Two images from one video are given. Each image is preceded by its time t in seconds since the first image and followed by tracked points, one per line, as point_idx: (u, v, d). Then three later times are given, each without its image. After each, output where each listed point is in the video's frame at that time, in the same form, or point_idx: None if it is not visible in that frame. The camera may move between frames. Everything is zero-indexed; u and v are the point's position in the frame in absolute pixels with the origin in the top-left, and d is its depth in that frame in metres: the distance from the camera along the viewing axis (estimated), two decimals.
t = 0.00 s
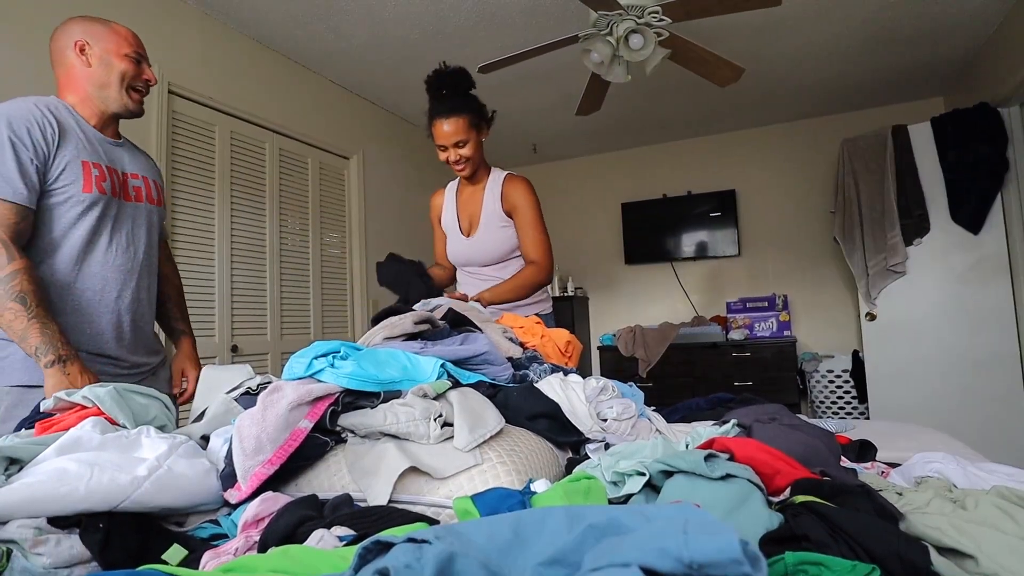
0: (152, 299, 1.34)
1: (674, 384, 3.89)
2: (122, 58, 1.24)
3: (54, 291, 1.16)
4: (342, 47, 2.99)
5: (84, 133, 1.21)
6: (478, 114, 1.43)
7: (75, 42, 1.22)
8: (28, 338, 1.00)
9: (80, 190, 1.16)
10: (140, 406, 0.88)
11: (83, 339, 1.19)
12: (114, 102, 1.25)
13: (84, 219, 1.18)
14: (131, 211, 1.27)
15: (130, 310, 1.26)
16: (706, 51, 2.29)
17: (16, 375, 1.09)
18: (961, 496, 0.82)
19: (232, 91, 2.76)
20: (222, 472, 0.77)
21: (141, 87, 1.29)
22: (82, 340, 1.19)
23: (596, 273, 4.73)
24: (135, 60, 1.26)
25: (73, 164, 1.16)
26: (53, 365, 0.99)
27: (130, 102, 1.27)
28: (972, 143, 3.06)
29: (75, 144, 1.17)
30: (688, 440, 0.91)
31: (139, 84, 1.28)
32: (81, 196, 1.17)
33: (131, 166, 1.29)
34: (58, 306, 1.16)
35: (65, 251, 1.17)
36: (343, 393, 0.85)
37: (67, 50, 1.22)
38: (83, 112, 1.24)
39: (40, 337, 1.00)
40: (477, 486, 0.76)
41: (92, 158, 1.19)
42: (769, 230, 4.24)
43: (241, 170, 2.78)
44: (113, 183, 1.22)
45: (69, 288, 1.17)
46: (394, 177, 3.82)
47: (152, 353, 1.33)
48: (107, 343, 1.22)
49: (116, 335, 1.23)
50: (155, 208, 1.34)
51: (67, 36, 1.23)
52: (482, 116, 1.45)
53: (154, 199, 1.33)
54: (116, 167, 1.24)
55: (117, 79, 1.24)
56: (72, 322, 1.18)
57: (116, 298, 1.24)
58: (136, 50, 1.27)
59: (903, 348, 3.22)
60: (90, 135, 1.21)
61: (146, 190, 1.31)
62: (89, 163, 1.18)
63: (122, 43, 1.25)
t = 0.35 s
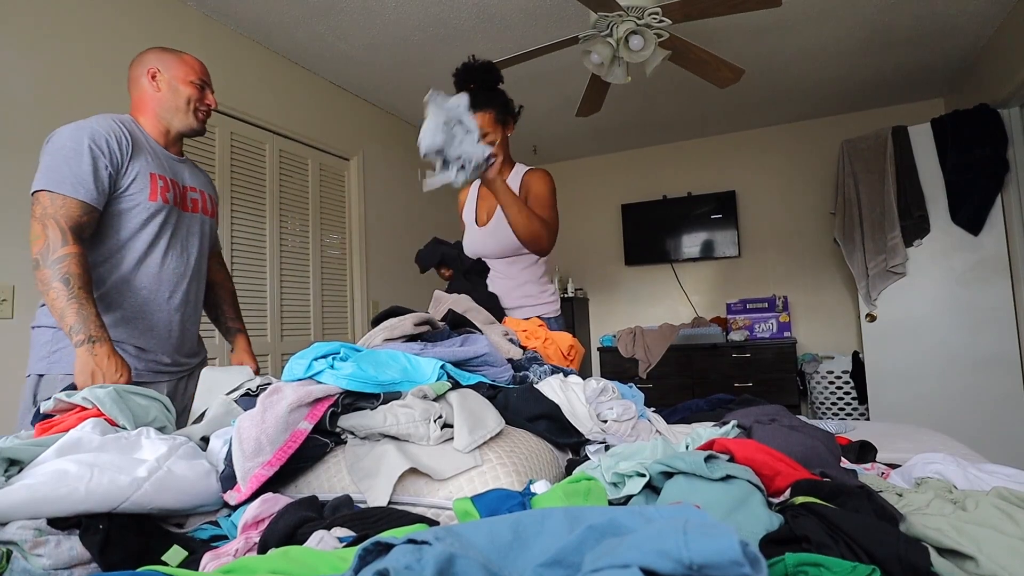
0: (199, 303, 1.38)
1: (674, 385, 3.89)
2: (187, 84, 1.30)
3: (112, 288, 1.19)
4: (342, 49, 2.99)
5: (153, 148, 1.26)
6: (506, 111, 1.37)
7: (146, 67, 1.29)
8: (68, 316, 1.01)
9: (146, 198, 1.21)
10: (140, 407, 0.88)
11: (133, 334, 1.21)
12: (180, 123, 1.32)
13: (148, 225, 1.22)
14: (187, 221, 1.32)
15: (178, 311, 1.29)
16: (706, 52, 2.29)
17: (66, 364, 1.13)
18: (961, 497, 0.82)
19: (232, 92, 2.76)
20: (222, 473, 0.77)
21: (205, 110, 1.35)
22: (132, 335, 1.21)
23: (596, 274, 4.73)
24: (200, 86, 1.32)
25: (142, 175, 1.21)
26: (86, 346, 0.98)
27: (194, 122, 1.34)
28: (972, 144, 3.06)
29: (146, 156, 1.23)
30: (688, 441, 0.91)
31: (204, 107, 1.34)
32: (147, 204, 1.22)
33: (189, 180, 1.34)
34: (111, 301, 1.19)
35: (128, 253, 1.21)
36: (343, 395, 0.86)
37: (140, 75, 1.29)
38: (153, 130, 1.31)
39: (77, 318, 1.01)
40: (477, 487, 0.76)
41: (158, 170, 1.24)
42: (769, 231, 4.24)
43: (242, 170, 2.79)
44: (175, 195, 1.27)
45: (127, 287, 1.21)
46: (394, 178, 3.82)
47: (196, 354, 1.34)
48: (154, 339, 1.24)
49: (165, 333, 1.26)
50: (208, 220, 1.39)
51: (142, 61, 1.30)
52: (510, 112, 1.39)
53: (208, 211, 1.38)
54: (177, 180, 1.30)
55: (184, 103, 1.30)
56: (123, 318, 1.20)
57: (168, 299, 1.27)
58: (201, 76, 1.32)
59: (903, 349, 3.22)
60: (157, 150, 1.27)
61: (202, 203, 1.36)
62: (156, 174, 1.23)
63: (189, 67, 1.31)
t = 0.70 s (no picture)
0: (230, 303, 1.36)
1: (674, 385, 3.89)
2: (217, 97, 1.31)
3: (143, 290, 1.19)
4: (342, 48, 2.99)
5: (184, 155, 1.26)
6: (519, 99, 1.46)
7: (179, 80, 1.31)
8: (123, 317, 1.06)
9: (175, 202, 1.20)
10: (140, 407, 0.88)
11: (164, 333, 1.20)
12: (209, 135, 1.33)
13: (176, 228, 1.22)
14: (217, 224, 1.30)
15: (207, 311, 1.27)
16: (705, 52, 2.29)
17: (99, 353, 1.12)
18: (961, 497, 0.82)
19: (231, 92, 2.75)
20: (221, 472, 0.77)
21: (234, 123, 1.35)
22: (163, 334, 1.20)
23: (596, 273, 4.73)
24: (229, 99, 1.33)
25: (171, 179, 1.21)
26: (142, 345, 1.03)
27: (223, 134, 1.35)
28: (972, 143, 3.06)
29: (175, 162, 1.22)
30: (687, 440, 0.91)
31: (233, 120, 1.35)
32: (175, 207, 1.21)
33: (221, 186, 1.33)
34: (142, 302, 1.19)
35: (159, 258, 1.21)
36: (343, 394, 0.85)
37: (173, 87, 1.31)
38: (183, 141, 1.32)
39: (132, 319, 1.06)
40: (477, 487, 0.76)
41: (187, 175, 1.24)
42: (769, 231, 4.24)
43: (242, 170, 2.78)
44: (203, 199, 1.26)
45: (158, 288, 1.21)
46: (394, 178, 3.82)
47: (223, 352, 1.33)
48: (184, 339, 1.24)
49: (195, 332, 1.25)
50: (238, 223, 1.36)
51: (177, 74, 1.32)
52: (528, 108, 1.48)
53: (238, 214, 1.36)
54: (206, 184, 1.28)
55: (213, 115, 1.31)
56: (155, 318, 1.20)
57: (196, 300, 1.25)
58: (232, 90, 1.34)
59: (903, 349, 3.22)
60: (188, 157, 1.27)
61: (231, 207, 1.34)
62: (184, 179, 1.23)
63: (220, 81, 1.32)
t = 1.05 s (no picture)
0: (237, 302, 1.35)
1: (674, 385, 3.89)
2: (219, 98, 1.31)
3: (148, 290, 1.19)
4: (342, 49, 2.99)
5: (188, 156, 1.26)
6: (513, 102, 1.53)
7: (182, 84, 1.31)
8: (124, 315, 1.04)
9: (179, 203, 1.21)
10: (140, 407, 0.88)
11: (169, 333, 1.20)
12: (215, 136, 1.33)
13: (181, 228, 1.21)
14: (221, 224, 1.30)
15: (214, 310, 1.27)
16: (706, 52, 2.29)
17: (108, 352, 1.12)
18: (961, 497, 0.82)
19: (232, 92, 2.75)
20: (221, 473, 0.77)
21: (238, 122, 1.35)
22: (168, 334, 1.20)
23: (596, 274, 4.73)
24: (231, 98, 1.33)
25: (175, 180, 1.21)
26: (142, 344, 1.01)
27: (229, 134, 1.35)
28: (972, 144, 3.06)
29: (179, 163, 1.23)
30: (688, 441, 0.91)
31: (237, 120, 1.35)
32: (179, 207, 1.21)
33: (225, 187, 1.33)
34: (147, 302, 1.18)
35: (164, 259, 1.20)
36: (343, 394, 0.85)
37: (177, 92, 1.31)
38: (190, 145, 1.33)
39: (133, 317, 1.04)
40: (477, 487, 0.76)
41: (191, 175, 1.24)
42: (770, 231, 4.24)
43: (242, 170, 2.78)
44: (208, 199, 1.26)
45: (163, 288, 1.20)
46: (394, 178, 3.82)
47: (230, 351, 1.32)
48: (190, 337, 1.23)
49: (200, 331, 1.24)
50: (243, 222, 1.36)
51: (179, 79, 1.33)
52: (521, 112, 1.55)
53: (242, 214, 1.36)
54: (210, 184, 1.28)
55: (217, 116, 1.31)
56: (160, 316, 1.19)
57: (201, 298, 1.24)
58: (233, 90, 1.33)
59: (904, 349, 3.22)
60: (193, 158, 1.27)
61: (236, 207, 1.35)
62: (188, 179, 1.23)
63: (221, 82, 1.32)
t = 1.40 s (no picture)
0: (230, 295, 1.36)
1: (674, 385, 3.89)
2: (194, 89, 1.29)
3: (136, 294, 1.19)
4: (342, 48, 2.99)
5: (160, 151, 1.24)
6: (484, 105, 1.49)
7: (153, 71, 1.27)
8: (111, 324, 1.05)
9: (156, 202, 1.20)
10: (140, 407, 0.88)
11: (163, 335, 1.21)
12: (186, 128, 1.30)
13: (162, 228, 1.21)
14: (204, 218, 1.29)
15: (207, 307, 1.27)
16: (706, 52, 2.29)
17: (98, 356, 1.12)
18: (961, 497, 0.82)
19: (233, 92, 2.75)
20: (221, 473, 0.77)
21: (210, 117, 1.33)
22: (160, 336, 1.21)
23: (596, 274, 4.73)
24: (205, 92, 1.31)
25: (149, 179, 1.20)
26: (130, 355, 1.03)
27: (199, 129, 1.32)
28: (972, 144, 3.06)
29: (151, 160, 1.21)
30: (688, 441, 0.91)
31: (208, 114, 1.33)
32: (157, 207, 1.20)
33: (203, 179, 1.31)
34: (137, 306, 1.19)
35: (147, 261, 1.21)
36: (343, 394, 0.86)
37: (147, 79, 1.27)
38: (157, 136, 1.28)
39: (119, 328, 1.05)
40: (477, 487, 0.76)
41: (165, 172, 1.23)
42: (770, 231, 4.24)
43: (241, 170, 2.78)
44: (186, 194, 1.25)
45: (150, 290, 1.21)
46: (394, 178, 3.83)
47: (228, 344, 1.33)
48: (185, 337, 1.24)
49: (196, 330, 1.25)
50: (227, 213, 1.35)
51: (148, 65, 1.28)
52: (495, 113, 1.51)
53: (225, 205, 1.35)
54: (188, 177, 1.27)
55: (188, 106, 1.28)
56: (152, 319, 1.20)
57: (192, 297, 1.25)
58: (207, 83, 1.32)
59: (903, 349, 3.22)
60: (165, 153, 1.25)
61: (215, 197, 1.32)
62: (163, 176, 1.22)
63: (194, 72, 1.30)
